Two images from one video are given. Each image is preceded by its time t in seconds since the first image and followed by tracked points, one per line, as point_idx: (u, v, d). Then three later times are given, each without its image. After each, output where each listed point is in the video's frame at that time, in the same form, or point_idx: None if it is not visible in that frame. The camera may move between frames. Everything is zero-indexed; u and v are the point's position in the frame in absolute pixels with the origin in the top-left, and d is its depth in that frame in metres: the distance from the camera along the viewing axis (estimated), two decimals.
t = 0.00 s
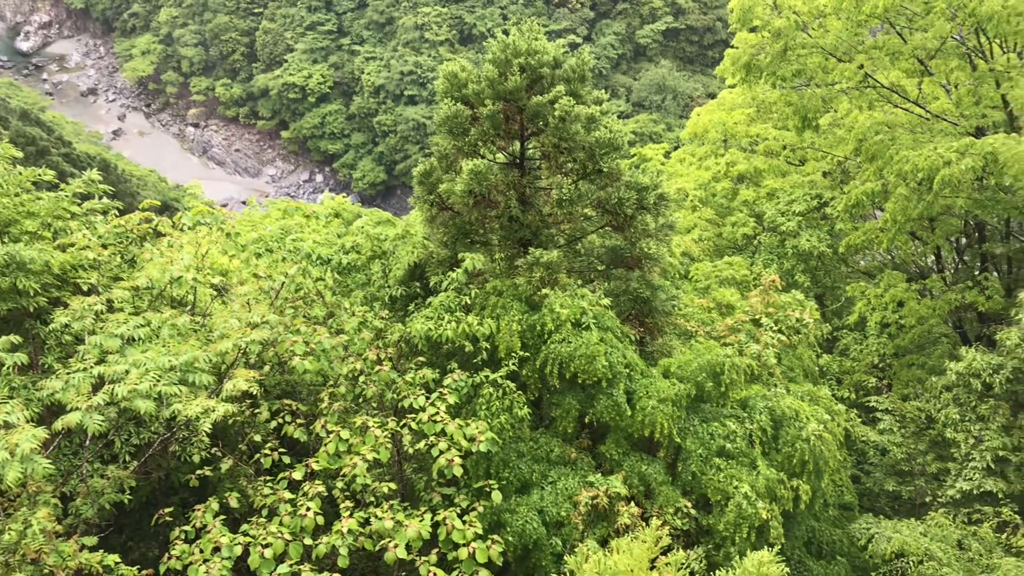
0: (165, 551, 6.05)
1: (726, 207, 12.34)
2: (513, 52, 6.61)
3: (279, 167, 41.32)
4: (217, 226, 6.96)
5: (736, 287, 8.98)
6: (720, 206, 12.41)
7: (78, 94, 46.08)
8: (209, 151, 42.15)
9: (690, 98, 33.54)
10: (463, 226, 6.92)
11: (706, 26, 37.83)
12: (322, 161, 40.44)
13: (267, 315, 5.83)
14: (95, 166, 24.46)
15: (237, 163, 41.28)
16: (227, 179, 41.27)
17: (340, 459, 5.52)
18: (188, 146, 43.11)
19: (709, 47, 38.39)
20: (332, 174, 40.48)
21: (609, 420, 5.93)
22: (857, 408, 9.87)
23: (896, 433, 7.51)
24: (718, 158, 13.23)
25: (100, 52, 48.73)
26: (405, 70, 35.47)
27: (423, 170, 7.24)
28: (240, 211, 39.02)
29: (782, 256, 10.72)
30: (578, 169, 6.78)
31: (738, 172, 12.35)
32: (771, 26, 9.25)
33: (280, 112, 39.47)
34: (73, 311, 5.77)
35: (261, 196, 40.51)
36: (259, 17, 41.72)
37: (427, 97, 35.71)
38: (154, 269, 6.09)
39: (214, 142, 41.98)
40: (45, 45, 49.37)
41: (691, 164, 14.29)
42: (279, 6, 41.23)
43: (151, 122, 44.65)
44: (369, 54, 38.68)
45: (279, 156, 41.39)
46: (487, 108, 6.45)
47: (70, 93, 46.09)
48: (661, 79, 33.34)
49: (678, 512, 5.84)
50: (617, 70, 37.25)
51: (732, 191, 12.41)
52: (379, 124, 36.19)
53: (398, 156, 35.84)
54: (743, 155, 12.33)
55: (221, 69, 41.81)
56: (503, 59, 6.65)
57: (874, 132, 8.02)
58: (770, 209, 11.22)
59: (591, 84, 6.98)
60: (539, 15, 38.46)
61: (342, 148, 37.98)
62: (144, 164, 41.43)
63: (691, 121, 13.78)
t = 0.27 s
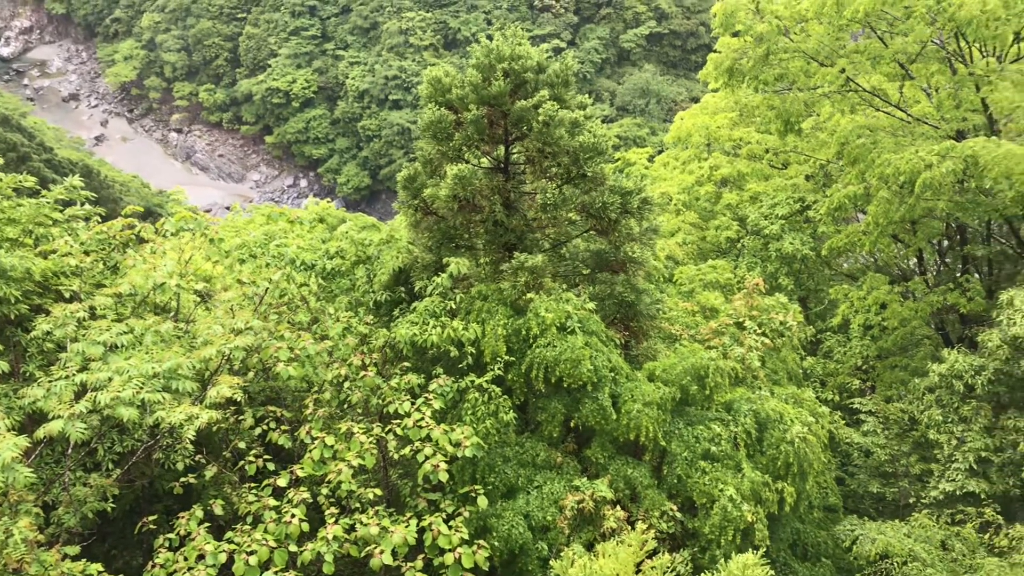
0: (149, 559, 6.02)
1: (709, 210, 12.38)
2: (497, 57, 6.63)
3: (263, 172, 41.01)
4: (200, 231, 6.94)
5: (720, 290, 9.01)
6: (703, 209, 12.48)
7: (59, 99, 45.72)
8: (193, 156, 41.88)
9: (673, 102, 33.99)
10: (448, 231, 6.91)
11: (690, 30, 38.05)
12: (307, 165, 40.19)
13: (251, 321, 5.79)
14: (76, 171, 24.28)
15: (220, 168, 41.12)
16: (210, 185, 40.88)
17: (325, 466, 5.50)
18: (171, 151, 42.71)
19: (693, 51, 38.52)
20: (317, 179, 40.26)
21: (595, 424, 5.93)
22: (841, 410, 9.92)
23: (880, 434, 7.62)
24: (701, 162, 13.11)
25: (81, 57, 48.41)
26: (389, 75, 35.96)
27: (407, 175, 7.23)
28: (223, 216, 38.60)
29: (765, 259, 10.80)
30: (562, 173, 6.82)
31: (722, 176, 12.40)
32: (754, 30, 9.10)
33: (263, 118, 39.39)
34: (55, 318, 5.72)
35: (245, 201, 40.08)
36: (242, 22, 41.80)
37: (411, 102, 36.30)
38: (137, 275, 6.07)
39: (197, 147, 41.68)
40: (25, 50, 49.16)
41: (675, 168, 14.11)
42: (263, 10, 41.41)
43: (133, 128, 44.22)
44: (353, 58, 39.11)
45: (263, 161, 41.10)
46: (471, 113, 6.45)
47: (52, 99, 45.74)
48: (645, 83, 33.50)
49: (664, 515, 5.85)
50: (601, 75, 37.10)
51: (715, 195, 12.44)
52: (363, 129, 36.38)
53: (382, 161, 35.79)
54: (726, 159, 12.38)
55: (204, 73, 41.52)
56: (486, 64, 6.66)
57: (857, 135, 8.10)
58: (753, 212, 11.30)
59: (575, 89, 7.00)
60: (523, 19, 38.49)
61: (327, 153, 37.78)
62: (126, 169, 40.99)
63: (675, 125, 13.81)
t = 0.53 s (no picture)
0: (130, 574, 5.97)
1: (690, 216, 12.43)
2: (477, 66, 6.66)
3: (243, 182, 40.29)
4: (180, 242, 6.93)
5: (701, 296, 9.06)
6: (685, 215, 12.53)
7: (37, 111, 45.30)
8: (172, 167, 41.31)
9: (654, 109, 34.04)
10: (430, 239, 6.91)
11: (669, 38, 38.11)
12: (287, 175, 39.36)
13: (232, 332, 5.76)
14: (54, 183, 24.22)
15: (200, 179, 40.53)
16: (190, 196, 40.12)
17: (308, 477, 5.47)
18: (150, 162, 42.09)
19: (672, 59, 38.65)
20: (298, 188, 39.39)
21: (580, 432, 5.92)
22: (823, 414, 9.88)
23: (862, 438, 7.72)
24: (683, 169, 13.16)
25: (59, 68, 48.34)
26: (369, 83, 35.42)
27: (388, 184, 7.23)
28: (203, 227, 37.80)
29: (747, 264, 10.84)
30: (544, 181, 6.85)
31: (703, 183, 12.48)
32: (732, 37, 9.47)
33: (242, 127, 39.56)
34: (34, 331, 5.67)
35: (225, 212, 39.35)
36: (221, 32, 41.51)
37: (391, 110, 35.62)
38: (116, 287, 6.04)
39: (178, 159, 41.20)
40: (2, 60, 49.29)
41: (655, 175, 14.20)
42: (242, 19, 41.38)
43: (112, 139, 43.70)
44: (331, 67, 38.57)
45: (244, 171, 40.48)
46: (451, 122, 6.45)
47: (30, 110, 45.32)
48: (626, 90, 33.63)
49: (649, 522, 5.85)
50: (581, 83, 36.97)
51: (696, 201, 12.53)
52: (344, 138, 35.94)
53: (363, 170, 35.31)
54: (706, 165, 12.51)
55: (183, 84, 41.69)
56: (467, 73, 6.69)
57: (835, 142, 8.39)
58: (734, 218, 11.37)
59: (555, 97, 7.04)
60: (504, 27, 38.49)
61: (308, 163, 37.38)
62: (103, 180, 40.19)
63: (656, 132, 13.86)
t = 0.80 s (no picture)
0: None
1: (667, 226, 12.41)
2: (453, 78, 6.69)
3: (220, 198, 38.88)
4: (157, 259, 6.92)
5: (679, 305, 9.12)
6: (661, 225, 12.46)
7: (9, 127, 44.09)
8: (148, 183, 39.76)
9: (630, 119, 34.04)
10: (408, 252, 6.90)
11: (643, 49, 37.87)
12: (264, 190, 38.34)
13: (209, 348, 5.72)
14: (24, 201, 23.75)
15: (176, 194, 39.19)
16: (167, 211, 38.43)
17: (287, 493, 5.42)
18: (125, 177, 40.38)
19: (647, 69, 38.15)
20: (275, 203, 38.16)
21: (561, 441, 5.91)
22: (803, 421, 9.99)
23: (841, 444, 7.84)
24: (659, 178, 13.27)
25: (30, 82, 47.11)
26: (346, 97, 35.71)
27: (365, 198, 7.22)
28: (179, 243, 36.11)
29: (724, 273, 10.81)
30: (521, 192, 6.88)
31: (679, 192, 12.58)
32: (705, 48, 10.12)
33: (219, 141, 39.06)
34: (7, 351, 5.57)
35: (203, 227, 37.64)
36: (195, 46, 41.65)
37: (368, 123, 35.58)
38: (92, 305, 5.99)
39: (153, 174, 39.82)
40: None
41: (632, 184, 14.31)
42: (216, 32, 41.40)
43: (86, 155, 41.98)
44: (308, 81, 38.78)
45: (221, 186, 39.17)
46: (428, 134, 6.47)
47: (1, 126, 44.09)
48: (602, 101, 33.71)
49: (630, 532, 5.85)
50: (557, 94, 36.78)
51: (672, 211, 12.54)
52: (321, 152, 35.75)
53: (340, 183, 34.83)
54: (682, 175, 12.66)
55: (158, 99, 41.20)
56: (442, 85, 6.72)
57: (809, 149, 8.62)
58: (711, 226, 11.34)
59: (531, 108, 7.12)
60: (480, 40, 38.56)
61: (285, 177, 36.85)
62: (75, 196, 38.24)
63: (631, 143, 13.91)
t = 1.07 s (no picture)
0: None
1: (641, 239, 12.50)
2: (425, 95, 6.72)
3: (192, 217, 38.09)
4: (127, 281, 6.85)
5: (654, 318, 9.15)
6: (635, 238, 12.56)
7: None
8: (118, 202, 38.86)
9: (602, 133, 34.18)
10: (382, 269, 6.87)
11: (614, 63, 37.95)
12: (237, 208, 37.65)
13: (181, 369, 5.66)
14: None
15: (147, 214, 38.22)
16: (138, 231, 37.71)
17: (262, 515, 5.36)
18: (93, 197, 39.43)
19: (618, 84, 38.14)
20: (249, 221, 37.40)
21: (538, 455, 5.91)
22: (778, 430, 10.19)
23: (816, 453, 8.08)
24: (632, 192, 13.25)
25: None
26: (318, 114, 35.81)
27: (338, 215, 7.20)
28: (151, 263, 35.41)
29: (697, 285, 10.99)
30: (494, 208, 6.96)
31: (651, 206, 12.67)
32: (675, 62, 10.34)
33: (191, 159, 38.28)
34: None
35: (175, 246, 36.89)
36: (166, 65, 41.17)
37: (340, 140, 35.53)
38: (61, 327, 5.87)
39: (123, 194, 38.93)
40: None
41: (607, 198, 14.05)
42: (187, 52, 41.20)
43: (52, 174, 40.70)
44: (280, 98, 38.21)
45: (193, 205, 38.36)
46: (400, 150, 6.48)
47: None
48: (574, 115, 33.90)
49: (609, 546, 5.85)
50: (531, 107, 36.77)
51: (645, 224, 12.60)
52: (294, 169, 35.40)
53: (313, 200, 34.41)
54: (655, 187, 12.75)
55: (128, 119, 40.35)
56: (414, 102, 6.74)
57: (778, 163, 8.92)
58: (684, 239, 11.49)
59: (503, 125, 7.24)
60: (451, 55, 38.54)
61: (256, 196, 36.40)
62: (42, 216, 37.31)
63: (604, 156, 13.84)
